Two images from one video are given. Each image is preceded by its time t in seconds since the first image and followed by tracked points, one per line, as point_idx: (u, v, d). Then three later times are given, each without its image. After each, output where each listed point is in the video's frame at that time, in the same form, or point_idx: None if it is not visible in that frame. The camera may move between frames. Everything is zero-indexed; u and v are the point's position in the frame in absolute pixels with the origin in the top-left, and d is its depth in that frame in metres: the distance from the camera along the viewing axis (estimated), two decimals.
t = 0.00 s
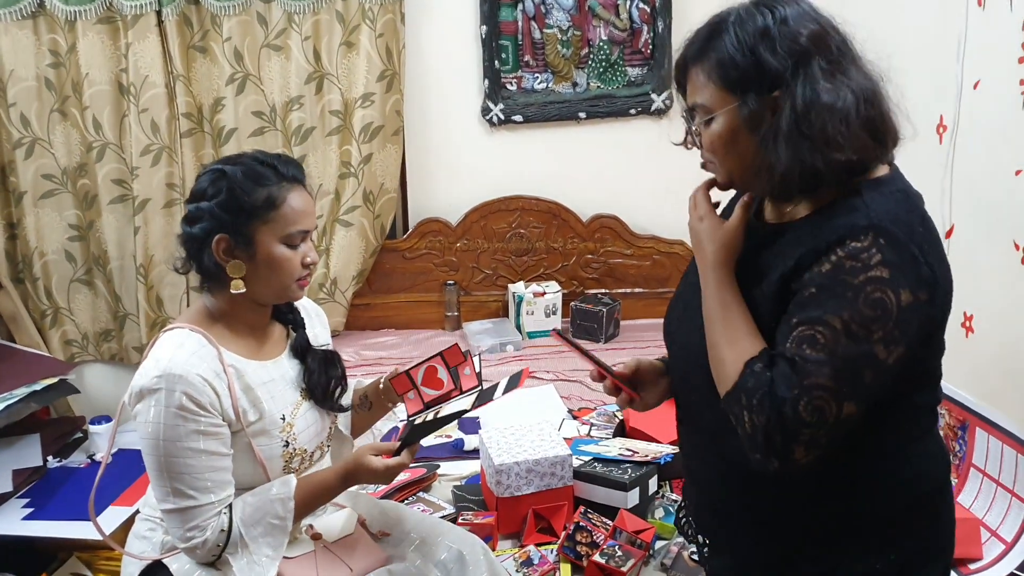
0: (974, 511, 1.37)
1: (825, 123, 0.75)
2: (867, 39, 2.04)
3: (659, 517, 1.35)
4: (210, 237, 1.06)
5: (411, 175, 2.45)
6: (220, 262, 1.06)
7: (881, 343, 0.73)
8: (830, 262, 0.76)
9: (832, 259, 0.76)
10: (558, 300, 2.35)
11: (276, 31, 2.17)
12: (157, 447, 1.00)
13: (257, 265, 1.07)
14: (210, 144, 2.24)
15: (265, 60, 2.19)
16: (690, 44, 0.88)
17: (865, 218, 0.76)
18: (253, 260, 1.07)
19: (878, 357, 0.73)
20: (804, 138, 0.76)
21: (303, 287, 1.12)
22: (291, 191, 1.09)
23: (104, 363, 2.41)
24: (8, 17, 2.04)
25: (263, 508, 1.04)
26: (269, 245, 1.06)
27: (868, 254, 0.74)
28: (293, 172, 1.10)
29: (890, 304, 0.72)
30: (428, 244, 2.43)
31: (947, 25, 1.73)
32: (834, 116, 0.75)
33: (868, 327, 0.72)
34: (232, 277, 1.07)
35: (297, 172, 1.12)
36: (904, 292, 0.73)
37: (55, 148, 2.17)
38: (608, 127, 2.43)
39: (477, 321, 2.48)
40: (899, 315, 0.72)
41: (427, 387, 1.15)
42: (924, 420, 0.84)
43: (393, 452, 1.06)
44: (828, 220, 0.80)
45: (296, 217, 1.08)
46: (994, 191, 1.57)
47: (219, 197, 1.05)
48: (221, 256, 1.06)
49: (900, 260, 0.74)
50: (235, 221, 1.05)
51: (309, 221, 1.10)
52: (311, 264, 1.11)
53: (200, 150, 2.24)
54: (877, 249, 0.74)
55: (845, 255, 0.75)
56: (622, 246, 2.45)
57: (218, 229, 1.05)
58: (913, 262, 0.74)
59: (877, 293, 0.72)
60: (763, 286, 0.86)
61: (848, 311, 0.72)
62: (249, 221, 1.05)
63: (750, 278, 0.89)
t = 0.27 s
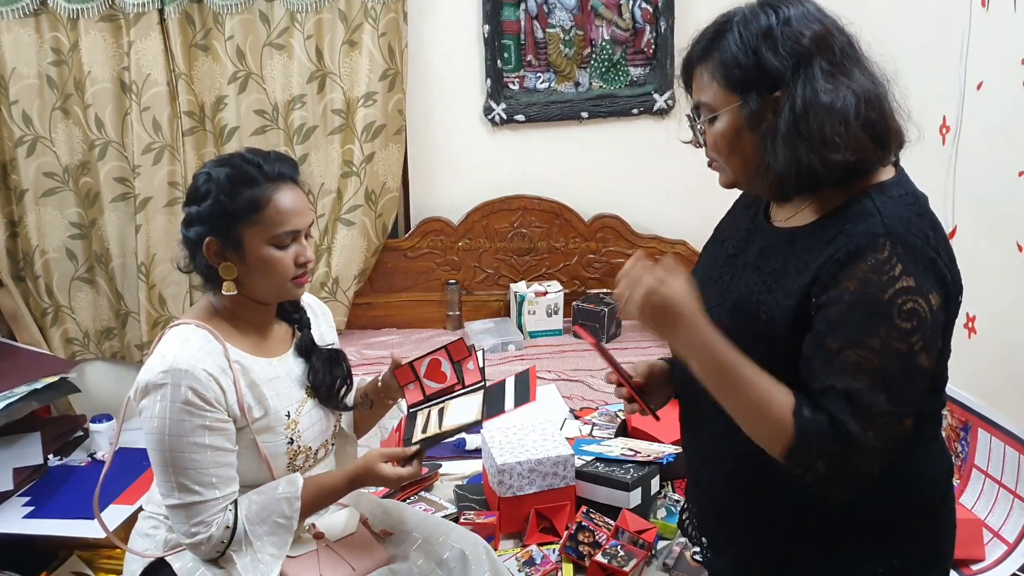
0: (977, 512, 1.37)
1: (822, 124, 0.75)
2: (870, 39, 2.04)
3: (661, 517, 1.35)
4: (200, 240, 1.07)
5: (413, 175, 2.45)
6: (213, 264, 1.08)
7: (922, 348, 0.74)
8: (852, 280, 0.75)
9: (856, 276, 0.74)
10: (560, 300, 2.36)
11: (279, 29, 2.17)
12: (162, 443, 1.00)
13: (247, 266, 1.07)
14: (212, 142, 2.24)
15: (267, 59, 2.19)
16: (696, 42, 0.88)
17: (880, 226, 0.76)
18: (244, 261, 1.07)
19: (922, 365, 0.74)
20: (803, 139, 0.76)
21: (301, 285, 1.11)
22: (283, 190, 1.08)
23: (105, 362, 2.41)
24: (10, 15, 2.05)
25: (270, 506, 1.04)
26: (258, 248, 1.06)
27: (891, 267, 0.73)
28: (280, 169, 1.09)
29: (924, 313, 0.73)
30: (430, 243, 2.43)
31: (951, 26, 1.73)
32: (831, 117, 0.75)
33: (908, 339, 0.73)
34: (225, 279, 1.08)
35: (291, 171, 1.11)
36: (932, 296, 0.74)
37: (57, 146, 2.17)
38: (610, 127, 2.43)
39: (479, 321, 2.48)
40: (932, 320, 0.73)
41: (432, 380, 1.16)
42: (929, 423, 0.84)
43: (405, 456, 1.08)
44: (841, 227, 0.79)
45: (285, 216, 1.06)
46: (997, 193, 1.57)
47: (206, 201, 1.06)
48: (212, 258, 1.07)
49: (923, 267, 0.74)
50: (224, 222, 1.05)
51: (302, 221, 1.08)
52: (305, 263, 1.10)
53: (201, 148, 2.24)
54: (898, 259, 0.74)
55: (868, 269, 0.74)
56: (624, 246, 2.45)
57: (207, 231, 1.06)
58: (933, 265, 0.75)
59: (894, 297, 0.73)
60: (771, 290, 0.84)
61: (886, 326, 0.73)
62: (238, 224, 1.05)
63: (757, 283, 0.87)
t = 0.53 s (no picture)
0: (978, 512, 1.37)
1: (823, 121, 0.75)
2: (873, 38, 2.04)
3: (662, 516, 1.34)
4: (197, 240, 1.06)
5: (413, 173, 2.44)
6: (211, 262, 1.07)
7: (951, 337, 0.73)
8: (870, 283, 0.74)
9: (871, 280, 0.74)
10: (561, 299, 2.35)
11: (279, 27, 2.16)
12: (167, 439, 0.99)
13: (245, 266, 1.06)
14: (212, 140, 2.24)
15: (268, 56, 2.18)
16: (700, 34, 0.88)
17: (885, 225, 0.76)
18: (241, 261, 1.06)
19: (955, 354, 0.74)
20: (804, 135, 0.76)
21: (300, 283, 1.09)
22: (280, 188, 1.06)
23: (104, 360, 2.41)
24: (9, 12, 2.04)
25: (275, 502, 1.03)
26: (255, 249, 1.05)
27: (903, 266, 0.73)
28: (276, 167, 1.07)
29: (946, 304, 0.72)
30: (431, 242, 2.42)
31: (954, 24, 1.72)
32: (832, 114, 0.74)
33: (936, 333, 0.73)
34: (224, 278, 1.08)
35: (286, 167, 1.08)
36: (950, 286, 0.74)
37: (56, 143, 2.16)
38: (611, 125, 2.43)
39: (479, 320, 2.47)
40: (953, 310, 0.73)
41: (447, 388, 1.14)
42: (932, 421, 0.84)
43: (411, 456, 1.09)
44: (843, 226, 0.78)
45: (281, 216, 1.05)
46: (1000, 192, 1.56)
47: (202, 199, 1.05)
48: (210, 257, 1.07)
49: (932, 260, 0.74)
50: (220, 222, 1.04)
51: (298, 220, 1.06)
52: (302, 262, 1.08)
53: (201, 146, 2.23)
54: (909, 257, 0.73)
55: (881, 271, 0.74)
56: (625, 245, 2.44)
57: (204, 230, 1.05)
58: (942, 253, 0.75)
59: (912, 295, 0.72)
60: (773, 288, 0.83)
61: (911, 324, 0.72)
62: (235, 225, 1.04)
63: (760, 281, 0.86)
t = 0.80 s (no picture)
0: (976, 514, 1.36)
1: (829, 117, 0.74)
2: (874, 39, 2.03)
3: (659, 516, 1.34)
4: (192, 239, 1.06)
5: (412, 171, 2.44)
6: (206, 262, 1.07)
7: (942, 333, 0.72)
8: (862, 275, 0.74)
9: (864, 270, 0.74)
10: (559, 299, 2.35)
11: (279, 24, 2.16)
12: (165, 437, 0.99)
13: (240, 267, 1.06)
14: (211, 137, 2.23)
15: (268, 54, 2.18)
16: (704, 28, 0.87)
17: (883, 219, 0.75)
18: (236, 262, 1.05)
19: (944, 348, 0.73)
20: (809, 131, 0.75)
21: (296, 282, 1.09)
22: (276, 188, 1.05)
23: (101, 358, 2.40)
24: (8, 7, 2.03)
25: (273, 494, 1.03)
26: (250, 250, 1.04)
27: (896, 257, 0.73)
28: (272, 165, 1.06)
29: (938, 298, 0.72)
30: (429, 241, 2.41)
31: (956, 25, 1.72)
32: (838, 109, 0.74)
33: (926, 326, 0.72)
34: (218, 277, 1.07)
35: (281, 167, 1.08)
36: (943, 281, 0.73)
37: (54, 140, 2.15)
38: (611, 125, 2.42)
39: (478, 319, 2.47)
40: (946, 305, 0.73)
41: (454, 394, 1.24)
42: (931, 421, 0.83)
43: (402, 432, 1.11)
44: (842, 220, 0.78)
45: (277, 217, 1.04)
46: (1000, 193, 1.56)
47: (200, 198, 1.04)
48: (205, 256, 1.06)
49: (927, 255, 0.74)
50: (215, 222, 1.03)
51: (292, 222, 1.06)
52: (298, 263, 1.07)
53: (200, 143, 2.22)
54: (904, 248, 0.73)
55: (875, 262, 0.74)
56: (624, 245, 2.44)
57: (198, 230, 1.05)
58: (937, 249, 0.75)
59: (904, 286, 0.72)
60: (772, 283, 0.83)
61: (902, 316, 0.72)
62: (230, 226, 1.03)
63: (758, 278, 0.85)
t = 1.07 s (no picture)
0: (980, 515, 1.36)
1: (838, 110, 0.74)
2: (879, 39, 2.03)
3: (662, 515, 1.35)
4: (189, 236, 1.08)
5: (416, 169, 2.44)
6: (201, 260, 1.08)
7: (949, 328, 0.73)
8: (869, 270, 0.74)
9: (871, 266, 0.74)
10: (562, 297, 2.35)
11: (284, 22, 2.16)
12: (175, 433, 0.99)
13: (230, 264, 1.06)
14: (216, 135, 2.24)
15: (273, 51, 2.18)
16: (714, 24, 0.88)
17: (889, 215, 0.75)
18: (225, 260, 1.06)
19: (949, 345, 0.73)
20: (818, 124, 0.76)
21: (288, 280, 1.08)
22: (266, 184, 1.05)
23: (105, 355, 2.41)
24: (15, 4, 2.04)
25: (286, 497, 1.04)
26: (235, 247, 1.04)
27: (903, 253, 0.73)
28: (263, 160, 1.07)
29: (945, 294, 0.72)
30: (433, 239, 2.42)
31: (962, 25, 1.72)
32: (847, 103, 0.74)
33: (933, 323, 0.72)
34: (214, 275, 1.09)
35: (270, 161, 1.08)
36: (949, 278, 0.73)
37: (60, 136, 2.16)
38: (615, 124, 2.42)
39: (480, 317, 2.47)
40: (953, 301, 0.73)
41: (433, 365, 1.14)
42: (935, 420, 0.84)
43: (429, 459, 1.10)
44: (848, 215, 0.78)
45: (264, 212, 1.04)
46: (1005, 194, 1.56)
47: (193, 199, 1.05)
48: (200, 254, 1.08)
49: (933, 250, 0.75)
50: (207, 221, 1.04)
51: (277, 219, 1.05)
52: (283, 261, 1.06)
53: (205, 140, 2.23)
54: (910, 245, 0.73)
55: (882, 258, 0.74)
56: (627, 244, 2.44)
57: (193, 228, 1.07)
58: (943, 246, 0.76)
59: (911, 282, 0.72)
60: (778, 278, 0.83)
61: (908, 311, 0.72)
62: (217, 224, 1.04)
63: (763, 273, 0.86)
